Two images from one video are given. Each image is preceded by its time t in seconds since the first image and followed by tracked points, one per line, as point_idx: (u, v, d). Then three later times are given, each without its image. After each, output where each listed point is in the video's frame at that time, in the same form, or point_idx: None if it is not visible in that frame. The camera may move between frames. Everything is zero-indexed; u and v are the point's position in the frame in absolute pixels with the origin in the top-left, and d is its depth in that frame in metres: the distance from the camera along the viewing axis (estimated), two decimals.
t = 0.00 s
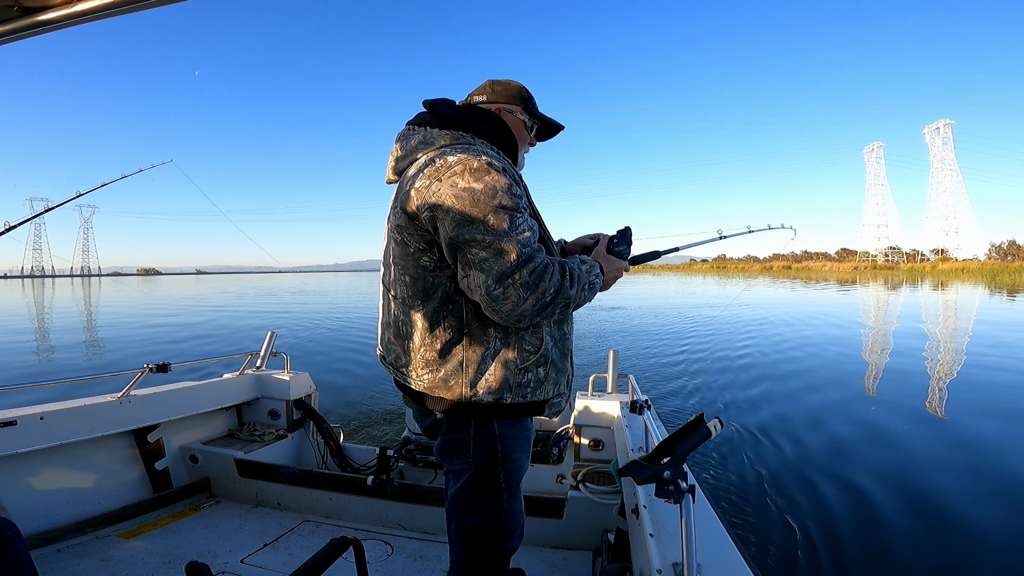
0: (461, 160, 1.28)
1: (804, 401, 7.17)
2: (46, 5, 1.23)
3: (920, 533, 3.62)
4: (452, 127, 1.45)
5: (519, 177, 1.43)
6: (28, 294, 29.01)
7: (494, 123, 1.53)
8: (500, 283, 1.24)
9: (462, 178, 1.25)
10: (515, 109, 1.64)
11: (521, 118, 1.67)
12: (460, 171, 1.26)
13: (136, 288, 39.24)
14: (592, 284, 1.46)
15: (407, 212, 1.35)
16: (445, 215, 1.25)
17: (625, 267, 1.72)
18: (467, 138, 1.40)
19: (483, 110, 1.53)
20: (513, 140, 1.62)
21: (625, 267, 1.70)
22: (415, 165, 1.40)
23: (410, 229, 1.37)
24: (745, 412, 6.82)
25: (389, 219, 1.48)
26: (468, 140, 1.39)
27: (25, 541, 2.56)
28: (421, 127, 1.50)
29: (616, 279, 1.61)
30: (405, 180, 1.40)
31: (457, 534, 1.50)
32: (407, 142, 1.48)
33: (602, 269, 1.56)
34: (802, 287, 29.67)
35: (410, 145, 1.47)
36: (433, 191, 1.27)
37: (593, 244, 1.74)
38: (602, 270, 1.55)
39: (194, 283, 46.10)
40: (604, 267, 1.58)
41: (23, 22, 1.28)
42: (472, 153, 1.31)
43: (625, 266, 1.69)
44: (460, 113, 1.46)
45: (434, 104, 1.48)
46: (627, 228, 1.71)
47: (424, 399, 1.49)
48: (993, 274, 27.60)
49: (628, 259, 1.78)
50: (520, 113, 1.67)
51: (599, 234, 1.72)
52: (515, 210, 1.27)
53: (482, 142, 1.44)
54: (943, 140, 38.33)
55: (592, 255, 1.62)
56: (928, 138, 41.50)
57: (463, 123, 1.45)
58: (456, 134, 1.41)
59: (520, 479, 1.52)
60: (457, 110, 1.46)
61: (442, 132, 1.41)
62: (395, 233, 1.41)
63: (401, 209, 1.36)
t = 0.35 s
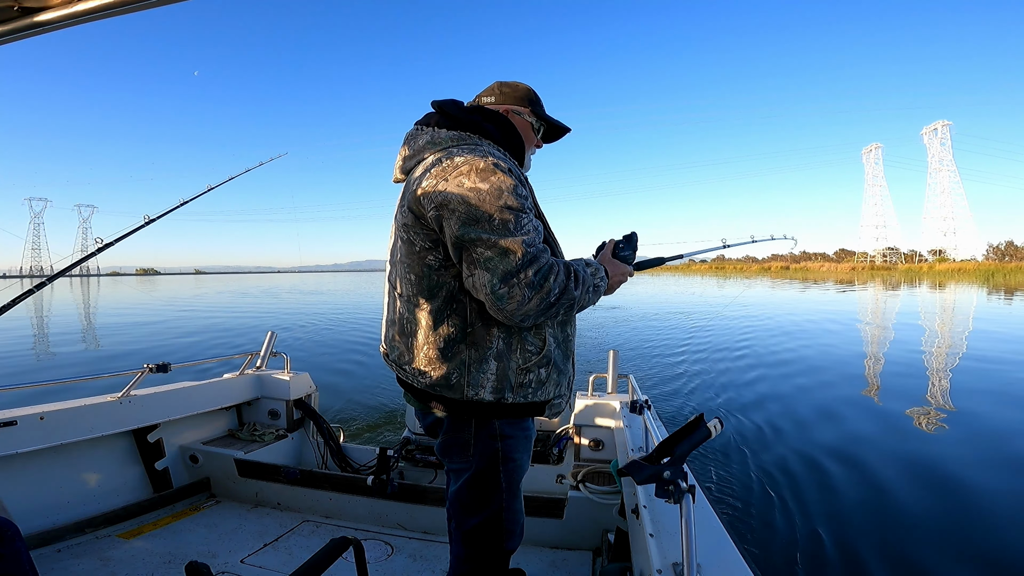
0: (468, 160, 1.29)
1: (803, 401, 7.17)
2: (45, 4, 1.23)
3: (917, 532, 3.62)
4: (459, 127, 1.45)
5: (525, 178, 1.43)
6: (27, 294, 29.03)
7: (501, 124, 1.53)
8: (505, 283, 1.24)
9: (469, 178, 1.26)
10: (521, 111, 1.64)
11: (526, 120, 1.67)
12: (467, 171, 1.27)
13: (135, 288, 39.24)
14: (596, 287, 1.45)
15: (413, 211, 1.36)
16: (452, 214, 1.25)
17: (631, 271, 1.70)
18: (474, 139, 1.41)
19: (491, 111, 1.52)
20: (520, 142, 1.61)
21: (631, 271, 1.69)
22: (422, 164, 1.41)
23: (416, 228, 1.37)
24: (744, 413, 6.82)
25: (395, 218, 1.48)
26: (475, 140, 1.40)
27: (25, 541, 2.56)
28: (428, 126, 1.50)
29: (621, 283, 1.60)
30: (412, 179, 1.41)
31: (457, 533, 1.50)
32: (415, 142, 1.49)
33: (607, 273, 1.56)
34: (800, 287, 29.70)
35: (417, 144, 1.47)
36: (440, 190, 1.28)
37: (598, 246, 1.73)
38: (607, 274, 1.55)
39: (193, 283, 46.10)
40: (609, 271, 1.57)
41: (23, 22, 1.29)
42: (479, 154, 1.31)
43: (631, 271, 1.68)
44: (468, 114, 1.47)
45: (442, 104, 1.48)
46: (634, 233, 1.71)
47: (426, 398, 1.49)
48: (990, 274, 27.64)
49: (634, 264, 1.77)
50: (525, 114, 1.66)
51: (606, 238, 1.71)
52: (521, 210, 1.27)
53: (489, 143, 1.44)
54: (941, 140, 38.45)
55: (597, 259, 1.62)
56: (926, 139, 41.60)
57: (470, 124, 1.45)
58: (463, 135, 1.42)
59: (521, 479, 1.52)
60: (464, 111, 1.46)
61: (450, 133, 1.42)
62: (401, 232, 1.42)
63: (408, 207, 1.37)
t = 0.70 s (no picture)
0: (468, 161, 1.29)
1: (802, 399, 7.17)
2: (45, 4, 1.22)
3: (922, 533, 3.60)
4: (460, 128, 1.45)
5: (526, 179, 1.43)
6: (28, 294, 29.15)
7: (502, 125, 1.54)
8: (506, 284, 1.24)
9: (469, 179, 1.26)
10: (525, 116, 1.66)
11: (527, 126, 1.70)
12: (468, 172, 1.27)
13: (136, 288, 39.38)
14: (598, 288, 1.45)
15: (415, 212, 1.36)
16: (452, 216, 1.26)
17: (633, 273, 1.71)
18: (474, 139, 1.41)
19: (493, 113, 1.53)
20: (520, 146, 1.62)
21: (634, 272, 1.69)
22: (423, 165, 1.41)
23: (417, 229, 1.38)
24: (744, 412, 6.83)
25: (396, 219, 1.48)
26: (476, 141, 1.40)
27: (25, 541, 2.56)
28: (428, 128, 1.50)
29: (624, 284, 1.60)
30: (413, 180, 1.41)
31: (458, 532, 1.50)
32: (415, 142, 1.49)
33: (610, 274, 1.55)
34: (798, 286, 29.73)
35: (417, 145, 1.47)
36: (441, 192, 1.28)
37: (600, 248, 1.74)
38: (609, 275, 1.54)
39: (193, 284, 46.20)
40: (612, 272, 1.57)
41: (23, 22, 1.28)
42: (479, 154, 1.31)
43: (633, 272, 1.68)
44: (468, 115, 1.46)
45: (442, 105, 1.48)
46: (636, 234, 1.71)
47: (427, 398, 1.49)
48: (987, 272, 27.69)
49: (635, 266, 1.78)
50: (528, 121, 1.69)
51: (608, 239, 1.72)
52: (521, 211, 1.27)
53: (490, 143, 1.44)
54: (938, 139, 38.49)
55: (600, 259, 1.61)
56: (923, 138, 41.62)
57: (471, 124, 1.45)
58: (464, 135, 1.41)
59: (522, 479, 1.52)
60: (465, 112, 1.46)
61: (450, 134, 1.42)
62: (403, 233, 1.42)
63: (409, 209, 1.37)
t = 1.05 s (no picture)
0: (466, 161, 1.29)
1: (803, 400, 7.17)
2: (45, 5, 1.23)
3: (928, 534, 3.58)
4: (458, 127, 1.45)
5: (525, 178, 1.43)
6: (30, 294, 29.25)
7: (502, 125, 1.54)
8: (505, 283, 1.23)
9: (467, 179, 1.26)
10: (524, 115, 1.66)
11: (526, 125, 1.69)
12: (465, 171, 1.27)
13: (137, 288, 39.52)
14: (599, 289, 1.45)
15: (413, 213, 1.37)
16: (450, 216, 1.26)
17: (638, 275, 1.71)
18: (472, 139, 1.41)
19: (493, 113, 1.53)
20: (520, 145, 1.62)
21: (638, 275, 1.70)
22: (421, 166, 1.41)
23: (416, 229, 1.38)
24: (744, 413, 6.82)
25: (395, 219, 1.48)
26: (474, 141, 1.40)
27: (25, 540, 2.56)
28: (426, 128, 1.50)
29: (627, 286, 1.60)
30: (411, 180, 1.41)
31: (457, 531, 1.51)
32: (414, 143, 1.49)
33: (613, 275, 1.55)
34: (797, 287, 29.75)
35: (416, 146, 1.47)
36: (439, 192, 1.29)
37: (604, 249, 1.74)
38: (612, 276, 1.54)
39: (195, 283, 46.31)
40: (615, 274, 1.57)
41: (24, 21, 1.29)
42: (477, 154, 1.31)
43: (637, 274, 1.68)
44: (467, 115, 1.46)
45: (442, 105, 1.48)
46: (642, 235, 1.71)
47: (427, 397, 1.49)
48: (986, 272, 27.69)
49: (640, 267, 1.77)
50: (527, 120, 1.69)
51: (612, 240, 1.72)
52: (520, 210, 1.27)
53: (488, 143, 1.44)
54: (937, 139, 38.52)
55: (604, 261, 1.61)
56: (922, 138, 41.68)
57: (470, 124, 1.45)
58: (461, 135, 1.42)
59: (522, 478, 1.52)
60: (464, 112, 1.46)
61: (448, 133, 1.42)
62: (402, 233, 1.43)
63: (407, 209, 1.38)
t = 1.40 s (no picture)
0: (476, 161, 1.29)
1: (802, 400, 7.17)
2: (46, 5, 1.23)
3: (933, 533, 3.58)
4: (467, 128, 1.45)
5: (534, 180, 1.44)
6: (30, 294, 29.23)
7: (511, 125, 1.54)
8: (512, 284, 1.24)
9: (476, 179, 1.27)
10: (531, 116, 1.65)
11: (534, 126, 1.69)
12: (475, 172, 1.27)
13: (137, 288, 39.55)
14: (606, 294, 1.45)
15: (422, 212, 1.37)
16: (459, 216, 1.27)
17: (647, 283, 1.72)
18: (482, 139, 1.41)
19: (502, 114, 1.53)
20: (528, 145, 1.63)
21: (646, 282, 1.70)
22: (430, 165, 1.41)
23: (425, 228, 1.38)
24: (744, 412, 6.82)
25: (403, 218, 1.49)
26: (483, 142, 1.40)
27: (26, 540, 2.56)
28: (435, 129, 1.50)
29: (635, 293, 1.60)
30: (420, 179, 1.41)
31: (459, 531, 1.51)
32: (423, 143, 1.49)
33: (620, 282, 1.55)
34: (796, 287, 29.77)
35: (424, 147, 1.48)
36: (448, 191, 1.29)
37: (613, 255, 1.75)
38: (620, 283, 1.55)
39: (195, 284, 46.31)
40: (623, 280, 1.57)
41: (25, 22, 1.29)
42: (487, 154, 1.32)
43: (646, 283, 1.69)
44: (476, 116, 1.46)
45: (451, 105, 1.49)
46: (654, 244, 1.72)
47: (432, 397, 1.49)
48: (984, 271, 27.71)
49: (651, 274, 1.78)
50: (535, 120, 1.69)
51: (623, 247, 1.72)
52: (528, 211, 1.28)
53: (497, 144, 1.44)
54: (936, 139, 38.58)
55: (612, 268, 1.61)
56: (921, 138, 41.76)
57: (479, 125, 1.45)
58: (470, 135, 1.42)
59: (524, 479, 1.52)
60: (473, 112, 1.46)
61: (457, 134, 1.42)
62: (410, 233, 1.43)
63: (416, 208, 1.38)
